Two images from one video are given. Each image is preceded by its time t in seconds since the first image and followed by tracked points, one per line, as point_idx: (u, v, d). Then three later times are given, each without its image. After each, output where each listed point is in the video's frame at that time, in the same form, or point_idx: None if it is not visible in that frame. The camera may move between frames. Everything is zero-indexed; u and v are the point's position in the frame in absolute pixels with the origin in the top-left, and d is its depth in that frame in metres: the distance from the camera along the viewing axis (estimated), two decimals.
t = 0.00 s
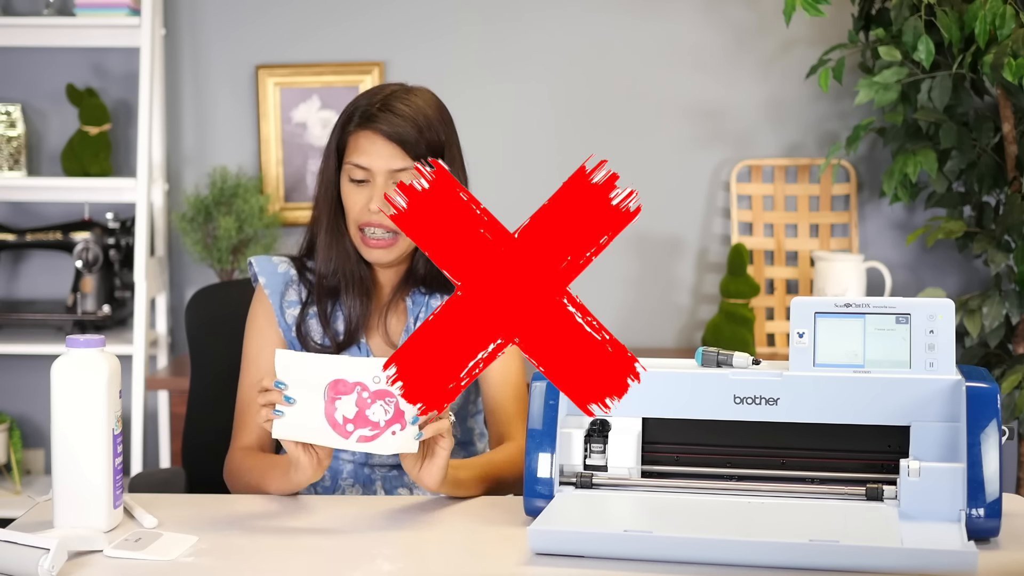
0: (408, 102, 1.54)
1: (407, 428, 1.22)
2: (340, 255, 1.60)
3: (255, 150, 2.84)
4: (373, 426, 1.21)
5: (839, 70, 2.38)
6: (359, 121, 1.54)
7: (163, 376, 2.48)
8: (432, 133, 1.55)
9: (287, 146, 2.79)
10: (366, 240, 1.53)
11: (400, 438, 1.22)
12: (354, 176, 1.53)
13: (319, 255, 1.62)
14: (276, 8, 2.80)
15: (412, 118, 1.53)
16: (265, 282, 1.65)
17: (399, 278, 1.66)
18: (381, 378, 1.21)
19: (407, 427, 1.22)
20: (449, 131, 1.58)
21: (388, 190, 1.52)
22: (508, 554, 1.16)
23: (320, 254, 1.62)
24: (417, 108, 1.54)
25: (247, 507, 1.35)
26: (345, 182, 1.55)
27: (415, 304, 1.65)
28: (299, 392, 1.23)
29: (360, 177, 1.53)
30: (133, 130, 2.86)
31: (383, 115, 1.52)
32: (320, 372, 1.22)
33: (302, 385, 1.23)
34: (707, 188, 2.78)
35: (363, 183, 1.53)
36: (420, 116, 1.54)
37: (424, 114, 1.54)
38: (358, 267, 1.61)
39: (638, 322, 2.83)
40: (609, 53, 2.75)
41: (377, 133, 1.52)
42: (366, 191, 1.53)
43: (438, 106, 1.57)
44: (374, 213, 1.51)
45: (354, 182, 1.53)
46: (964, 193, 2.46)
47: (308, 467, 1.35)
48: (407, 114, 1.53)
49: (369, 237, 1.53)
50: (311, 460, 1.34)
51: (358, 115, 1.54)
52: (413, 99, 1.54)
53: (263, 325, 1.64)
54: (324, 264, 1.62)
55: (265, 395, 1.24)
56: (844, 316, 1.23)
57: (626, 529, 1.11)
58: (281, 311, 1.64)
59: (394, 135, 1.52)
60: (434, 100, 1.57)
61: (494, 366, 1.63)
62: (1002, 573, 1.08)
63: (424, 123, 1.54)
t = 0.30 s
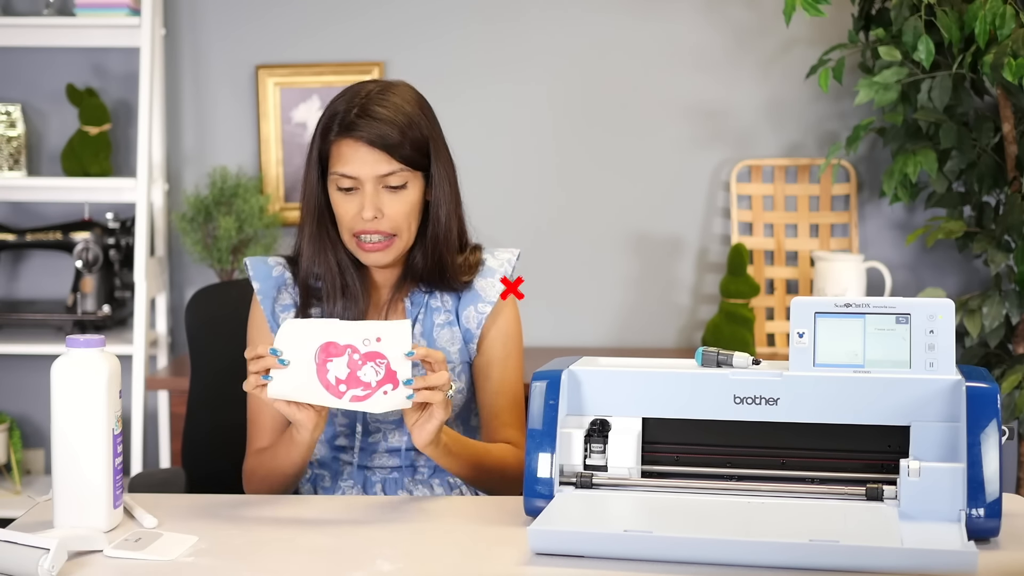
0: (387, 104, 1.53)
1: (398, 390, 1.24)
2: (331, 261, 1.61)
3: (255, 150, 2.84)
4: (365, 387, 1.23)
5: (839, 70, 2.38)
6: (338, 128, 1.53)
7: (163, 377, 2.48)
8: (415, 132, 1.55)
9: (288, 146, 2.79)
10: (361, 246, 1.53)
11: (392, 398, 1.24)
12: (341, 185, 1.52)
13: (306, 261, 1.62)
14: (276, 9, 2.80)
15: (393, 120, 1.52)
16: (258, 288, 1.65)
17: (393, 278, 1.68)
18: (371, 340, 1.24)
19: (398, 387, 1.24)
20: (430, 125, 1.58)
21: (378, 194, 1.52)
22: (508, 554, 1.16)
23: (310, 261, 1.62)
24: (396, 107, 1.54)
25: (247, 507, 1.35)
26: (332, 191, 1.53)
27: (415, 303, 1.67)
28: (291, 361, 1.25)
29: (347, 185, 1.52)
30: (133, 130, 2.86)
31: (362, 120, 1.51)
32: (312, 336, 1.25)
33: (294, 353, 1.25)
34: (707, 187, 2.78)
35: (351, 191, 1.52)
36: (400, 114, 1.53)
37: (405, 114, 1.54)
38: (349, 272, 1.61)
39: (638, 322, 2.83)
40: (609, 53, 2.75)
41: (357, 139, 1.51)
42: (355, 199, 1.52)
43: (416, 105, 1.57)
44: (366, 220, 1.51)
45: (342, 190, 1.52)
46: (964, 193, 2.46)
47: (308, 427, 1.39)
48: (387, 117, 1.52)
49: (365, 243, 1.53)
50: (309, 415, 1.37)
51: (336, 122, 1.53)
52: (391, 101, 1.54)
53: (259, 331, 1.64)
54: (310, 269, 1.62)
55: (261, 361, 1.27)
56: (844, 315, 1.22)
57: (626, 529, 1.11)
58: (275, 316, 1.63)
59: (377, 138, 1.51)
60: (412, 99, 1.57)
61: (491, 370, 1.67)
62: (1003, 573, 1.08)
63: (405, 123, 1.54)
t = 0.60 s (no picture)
0: (373, 82, 1.52)
1: (392, 372, 1.24)
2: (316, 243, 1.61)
3: (255, 150, 2.84)
4: (358, 369, 1.24)
5: (839, 70, 2.38)
6: (321, 107, 1.52)
7: (163, 377, 2.48)
8: (401, 111, 1.54)
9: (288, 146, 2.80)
10: (348, 228, 1.51)
11: (386, 380, 1.24)
12: (326, 164, 1.50)
13: (287, 247, 1.63)
14: (276, 9, 2.80)
15: (378, 98, 1.51)
16: (247, 275, 1.65)
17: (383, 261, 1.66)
18: (362, 325, 1.23)
19: (392, 369, 1.24)
20: (417, 103, 1.57)
21: (363, 173, 1.50)
22: (508, 554, 1.16)
23: (292, 246, 1.62)
24: (381, 85, 1.52)
25: (248, 507, 1.35)
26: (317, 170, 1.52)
27: (410, 289, 1.65)
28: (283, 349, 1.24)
29: (332, 164, 1.49)
30: (133, 130, 2.86)
31: (346, 98, 1.50)
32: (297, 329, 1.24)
33: (285, 340, 1.24)
34: (707, 187, 2.78)
35: (336, 171, 1.50)
36: (385, 92, 1.52)
37: (391, 94, 1.52)
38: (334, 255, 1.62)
39: (638, 322, 2.83)
40: (609, 53, 2.75)
41: (341, 117, 1.50)
42: (342, 179, 1.49)
43: (404, 85, 1.56)
44: (352, 201, 1.48)
45: (327, 170, 1.50)
46: (964, 193, 2.46)
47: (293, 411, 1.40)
48: (372, 94, 1.50)
49: (349, 224, 1.51)
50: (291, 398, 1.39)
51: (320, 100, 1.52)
52: (377, 80, 1.53)
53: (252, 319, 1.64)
54: (290, 256, 1.62)
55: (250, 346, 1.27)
56: (844, 315, 1.22)
57: (626, 529, 1.11)
58: (263, 303, 1.64)
59: (362, 116, 1.49)
60: (399, 78, 1.56)
61: (488, 359, 1.65)
62: (1003, 573, 1.08)
63: (392, 103, 1.52)
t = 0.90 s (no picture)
0: (345, 77, 1.51)
1: (386, 390, 1.21)
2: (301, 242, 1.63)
3: (255, 150, 2.84)
4: (351, 390, 1.20)
5: (839, 70, 2.38)
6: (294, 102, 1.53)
7: (163, 377, 2.48)
8: (372, 106, 1.52)
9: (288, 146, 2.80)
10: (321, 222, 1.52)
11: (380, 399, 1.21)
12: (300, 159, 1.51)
13: (271, 244, 1.63)
14: (276, 9, 2.80)
15: (347, 93, 1.50)
16: (244, 273, 1.63)
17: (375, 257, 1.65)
18: (355, 342, 1.21)
19: (386, 389, 1.21)
20: (394, 97, 1.55)
21: (332, 168, 1.50)
22: (508, 555, 1.16)
23: (274, 241, 1.63)
24: (354, 79, 1.52)
25: (248, 507, 1.35)
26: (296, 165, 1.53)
27: (410, 288, 1.64)
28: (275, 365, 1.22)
29: (305, 159, 1.50)
30: (133, 130, 2.85)
31: (314, 94, 1.50)
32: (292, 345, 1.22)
33: (276, 358, 1.22)
34: (707, 187, 2.78)
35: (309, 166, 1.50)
36: (357, 85, 1.51)
37: (360, 88, 1.51)
38: (321, 251, 1.63)
39: (638, 322, 2.83)
40: (609, 53, 2.75)
41: (310, 112, 1.50)
42: (313, 173, 1.50)
43: (379, 79, 1.54)
44: (321, 195, 1.48)
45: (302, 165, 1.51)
46: (964, 193, 2.46)
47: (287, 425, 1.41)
48: (340, 89, 1.50)
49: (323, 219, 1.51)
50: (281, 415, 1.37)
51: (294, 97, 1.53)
52: (350, 75, 1.52)
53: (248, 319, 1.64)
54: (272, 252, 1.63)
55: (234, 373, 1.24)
56: (844, 315, 1.22)
57: (626, 529, 1.11)
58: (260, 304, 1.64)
59: (329, 111, 1.49)
60: (378, 73, 1.55)
61: (493, 356, 1.64)
62: (1003, 574, 1.08)
63: (362, 98, 1.51)
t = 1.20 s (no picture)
0: (349, 75, 1.51)
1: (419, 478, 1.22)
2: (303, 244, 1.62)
3: (255, 150, 2.84)
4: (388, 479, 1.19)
5: (839, 70, 2.38)
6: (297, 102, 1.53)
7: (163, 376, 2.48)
8: (378, 102, 1.53)
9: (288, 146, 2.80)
10: (332, 223, 1.52)
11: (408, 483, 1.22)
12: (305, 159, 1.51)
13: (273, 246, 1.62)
14: (276, 9, 2.80)
15: (352, 89, 1.50)
16: (244, 269, 1.65)
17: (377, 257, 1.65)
18: (405, 440, 1.19)
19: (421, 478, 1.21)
20: (397, 93, 1.55)
21: (339, 166, 1.50)
22: (508, 555, 1.16)
23: (275, 242, 1.62)
24: (356, 77, 1.52)
25: (248, 507, 1.35)
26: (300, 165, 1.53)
27: (411, 286, 1.63)
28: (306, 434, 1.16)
29: (310, 159, 1.51)
30: (134, 130, 2.85)
31: (319, 91, 1.50)
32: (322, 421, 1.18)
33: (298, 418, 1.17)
34: (707, 187, 2.78)
35: (314, 165, 1.51)
36: (360, 83, 1.51)
37: (365, 86, 1.51)
38: (313, 259, 1.62)
39: (638, 322, 2.83)
40: (609, 53, 2.75)
41: (314, 110, 1.50)
42: (320, 173, 1.50)
43: (383, 75, 1.55)
44: (329, 194, 1.49)
45: (307, 164, 1.52)
46: (964, 193, 2.46)
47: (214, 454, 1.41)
48: (346, 86, 1.50)
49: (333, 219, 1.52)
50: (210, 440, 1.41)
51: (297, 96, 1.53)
52: (354, 73, 1.52)
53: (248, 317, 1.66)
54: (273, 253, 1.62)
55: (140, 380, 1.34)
56: (844, 315, 1.22)
57: (626, 529, 1.11)
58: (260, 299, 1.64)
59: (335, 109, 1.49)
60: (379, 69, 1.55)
61: (501, 357, 1.64)
62: (1002, 573, 1.08)
63: (367, 95, 1.51)
